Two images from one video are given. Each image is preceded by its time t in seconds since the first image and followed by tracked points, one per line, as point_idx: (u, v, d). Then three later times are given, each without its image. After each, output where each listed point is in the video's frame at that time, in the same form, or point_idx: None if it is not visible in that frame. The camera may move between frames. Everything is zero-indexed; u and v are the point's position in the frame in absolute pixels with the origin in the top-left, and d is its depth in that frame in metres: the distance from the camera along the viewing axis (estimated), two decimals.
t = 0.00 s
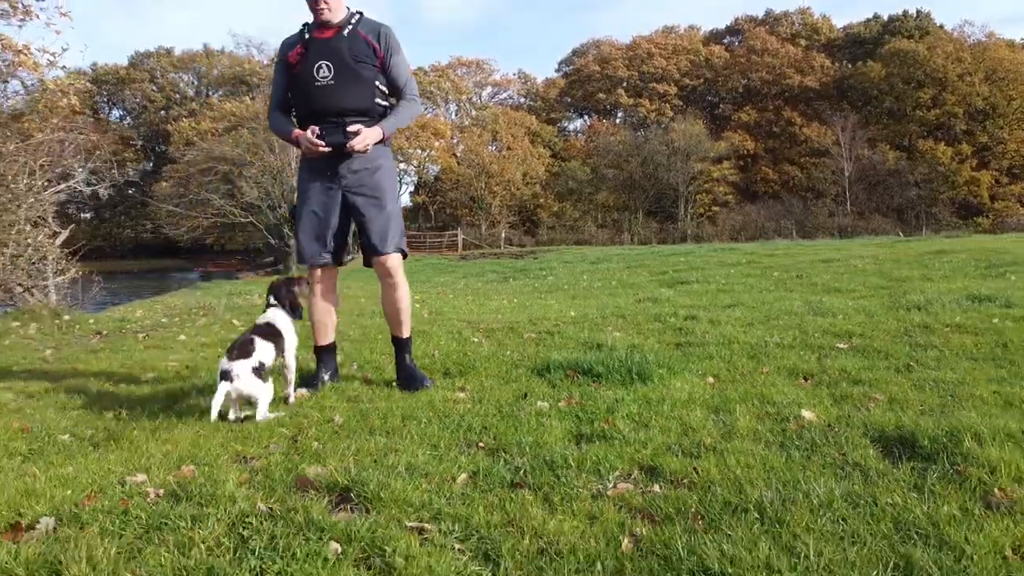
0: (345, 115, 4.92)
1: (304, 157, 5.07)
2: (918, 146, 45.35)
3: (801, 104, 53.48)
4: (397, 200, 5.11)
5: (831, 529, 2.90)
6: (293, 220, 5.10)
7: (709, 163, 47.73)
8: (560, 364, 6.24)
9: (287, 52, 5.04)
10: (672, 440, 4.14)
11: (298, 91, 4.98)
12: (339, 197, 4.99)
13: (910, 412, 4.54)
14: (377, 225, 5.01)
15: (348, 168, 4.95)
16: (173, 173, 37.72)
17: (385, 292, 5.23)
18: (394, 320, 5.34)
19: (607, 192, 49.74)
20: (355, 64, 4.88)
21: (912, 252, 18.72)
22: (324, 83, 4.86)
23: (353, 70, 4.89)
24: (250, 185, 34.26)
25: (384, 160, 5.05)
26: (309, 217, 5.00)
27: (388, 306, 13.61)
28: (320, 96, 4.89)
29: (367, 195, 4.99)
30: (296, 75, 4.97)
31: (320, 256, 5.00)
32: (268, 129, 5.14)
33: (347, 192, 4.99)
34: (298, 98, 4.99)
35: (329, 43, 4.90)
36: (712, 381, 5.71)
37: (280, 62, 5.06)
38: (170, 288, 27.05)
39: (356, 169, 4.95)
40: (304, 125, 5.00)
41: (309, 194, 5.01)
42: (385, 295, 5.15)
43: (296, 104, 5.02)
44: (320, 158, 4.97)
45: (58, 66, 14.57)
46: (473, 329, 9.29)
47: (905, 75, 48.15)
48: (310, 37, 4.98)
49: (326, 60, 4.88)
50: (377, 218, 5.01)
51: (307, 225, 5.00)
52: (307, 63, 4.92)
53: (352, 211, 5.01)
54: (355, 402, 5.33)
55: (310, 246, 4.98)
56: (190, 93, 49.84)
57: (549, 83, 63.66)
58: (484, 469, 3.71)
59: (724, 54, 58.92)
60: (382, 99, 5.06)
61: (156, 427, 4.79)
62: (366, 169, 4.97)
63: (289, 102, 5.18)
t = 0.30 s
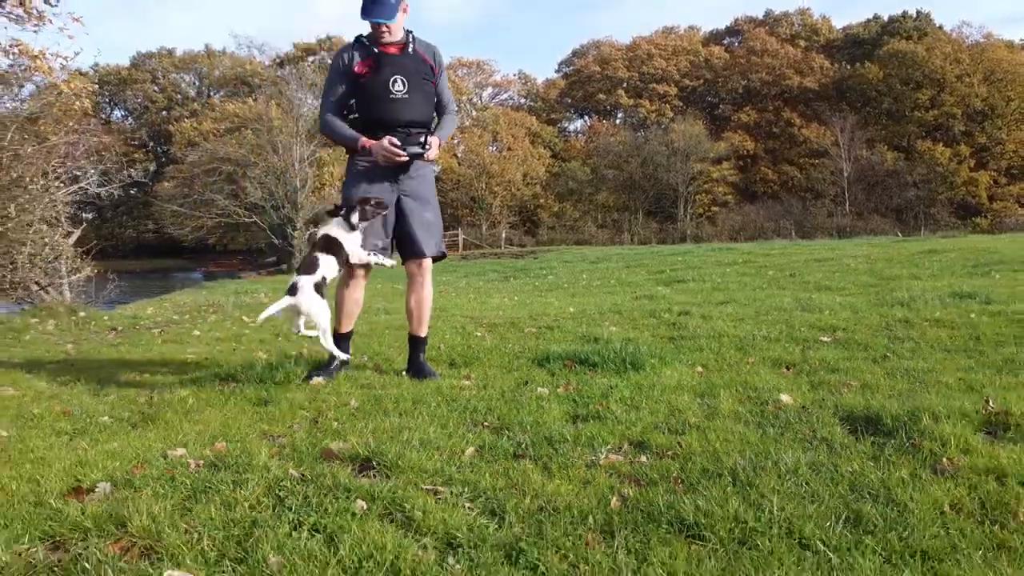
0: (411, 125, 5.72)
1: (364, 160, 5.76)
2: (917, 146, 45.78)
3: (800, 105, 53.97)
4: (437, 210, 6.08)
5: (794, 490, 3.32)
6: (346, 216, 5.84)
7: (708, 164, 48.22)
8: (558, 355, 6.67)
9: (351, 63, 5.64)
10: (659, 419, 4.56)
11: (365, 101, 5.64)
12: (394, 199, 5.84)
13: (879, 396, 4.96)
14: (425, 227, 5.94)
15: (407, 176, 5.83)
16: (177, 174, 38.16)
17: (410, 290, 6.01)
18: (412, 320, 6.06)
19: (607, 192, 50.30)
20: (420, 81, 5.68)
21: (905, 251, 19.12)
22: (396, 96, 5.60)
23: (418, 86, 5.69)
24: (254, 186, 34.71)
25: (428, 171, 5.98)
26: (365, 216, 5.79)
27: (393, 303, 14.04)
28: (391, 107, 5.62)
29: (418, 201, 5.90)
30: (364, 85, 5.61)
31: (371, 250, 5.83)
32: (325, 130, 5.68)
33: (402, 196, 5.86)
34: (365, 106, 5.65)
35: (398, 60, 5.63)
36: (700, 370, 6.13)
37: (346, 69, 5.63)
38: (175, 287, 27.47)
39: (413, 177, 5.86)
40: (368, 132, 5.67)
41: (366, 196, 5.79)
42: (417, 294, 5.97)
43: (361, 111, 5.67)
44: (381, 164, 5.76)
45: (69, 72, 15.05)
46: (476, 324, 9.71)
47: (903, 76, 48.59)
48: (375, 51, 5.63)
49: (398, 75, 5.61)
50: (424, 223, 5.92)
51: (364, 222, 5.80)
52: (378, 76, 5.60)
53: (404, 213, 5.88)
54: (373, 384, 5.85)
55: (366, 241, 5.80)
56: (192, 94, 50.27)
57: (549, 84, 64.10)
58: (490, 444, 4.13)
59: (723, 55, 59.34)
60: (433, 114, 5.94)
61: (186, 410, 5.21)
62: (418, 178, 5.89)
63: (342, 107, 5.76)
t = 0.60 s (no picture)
0: (444, 130, 6.48)
1: (404, 158, 6.29)
2: (915, 147, 46.24)
3: (800, 105, 54.53)
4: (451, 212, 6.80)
5: (766, 457, 3.75)
6: (388, 210, 6.23)
7: (707, 165, 48.74)
8: (558, 347, 7.11)
9: (397, 71, 6.31)
10: (648, 399, 5.01)
11: (410, 104, 6.30)
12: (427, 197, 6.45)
13: (852, 381, 5.40)
14: (448, 225, 6.63)
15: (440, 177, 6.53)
16: (181, 174, 38.63)
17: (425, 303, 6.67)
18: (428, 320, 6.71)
19: (607, 193, 50.87)
20: (453, 93, 6.52)
21: (899, 250, 19.52)
22: (438, 104, 6.38)
23: (452, 98, 6.51)
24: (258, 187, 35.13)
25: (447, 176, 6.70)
26: (407, 210, 6.26)
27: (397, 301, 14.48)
28: (433, 112, 6.36)
29: (443, 201, 6.57)
30: (410, 91, 6.30)
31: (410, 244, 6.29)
32: (371, 127, 6.14)
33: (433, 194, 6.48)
34: (409, 110, 6.30)
35: (437, 73, 6.44)
36: (689, 359, 6.56)
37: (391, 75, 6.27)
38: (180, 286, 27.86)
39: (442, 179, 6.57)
40: (410, 133, 6.28)
41: (407, 192, 6.28)
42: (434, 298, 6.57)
43: (404, 114, 6.29)
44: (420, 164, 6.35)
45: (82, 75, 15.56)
46: (480, 319, 10.15)
47: (903, 77, 48.99)
48: (416, 63, 6.38)
49: (439, 86, 6.41)
50: (447, 221, 6.60)
51: (406, 217, 6.26)
52: (422, 85, 6.34)
53: (433, 210, 6.50)
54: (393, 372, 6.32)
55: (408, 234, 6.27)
56: (194, 95, 50.71)
57: (549, 85, 64.54)
58: (497, 421, 4.57)
59: (723, 56, 59.76)
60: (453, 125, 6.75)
61: (214, 395, 5.65)
62: (443, 182, 6.57)
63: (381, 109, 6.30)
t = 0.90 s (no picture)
0: (457, 136, 6.93)
1: (417, 159, 6.74)
2: (913, 148, 46.66)
3: (799, 106, 54.85)
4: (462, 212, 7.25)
5: (746, 432, 4.18)
6: (400, 209, 6.69)
7: (707, 166, 49.21)
8: (559, 339, 7.56)
9: (415, 78, 6.78)
10: (642, 384, 5.47)
11: (425, 109, 6.76)
12: (437, 197, 6.89)
13: (831, 368, 5.84)
14: (457, 226, 7.08)
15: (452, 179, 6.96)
16: (186, 174, 39.08)
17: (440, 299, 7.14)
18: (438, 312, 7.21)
19: (607, 193, 51.34)
20: (467, 101, 6.98)
21: (892, 250, 19.94)
22: (453, 111, 6.84)
23: (465, 106, 6.97)
24: (262, 188, 35.59)
25: (458, 179, 7.14)
26: (418, 209, 6.72)
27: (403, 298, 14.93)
28: (447, 118, 6.81)
29: (454, 202, 7.03)
30: (426, 97, 6.75)
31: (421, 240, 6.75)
32: (388, 128, 6.58)
33: (444, 195, 6.93)
34: (425, 115, 6.75)
35: (453, 82, 6.92)
36: (682, 350, 7.00)
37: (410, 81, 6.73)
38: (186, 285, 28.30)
39: (454, 182, 7.02)
40: (424, 136, 6.72)
41: (419, 191, 6.73)
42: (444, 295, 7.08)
43: (419, 118, 6.74)
44: (431, 166, 6.80)
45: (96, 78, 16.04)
46: (484, 315, 10.61)
47: (901, 78, 49.43)
48: (435, 72, 6.86)
49: (454, 94, 6.87)
50: (456, 222, 7.07)
51: (416, 216, 6.72)
52: (438, 92, 6.81)
53: (444, 210, 6.96)
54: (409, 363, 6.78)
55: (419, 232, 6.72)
56: (196, 95, 51.14)
57: (549, 86, 64.97)
58: (504, 403, 5.00)
59: (722, 57, 60.16)
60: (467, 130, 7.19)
61: (239, 382, 6.09)
62: (453, 184, 7.02)
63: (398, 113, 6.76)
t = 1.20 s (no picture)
0: (463, 140, 7.36)
1: (424, 163, 7.21)
2: (912, 148, 47.08)
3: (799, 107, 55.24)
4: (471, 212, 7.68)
5: (732, 411, 4.64)
6: (408, 210, 7.18)
7: (706, 167, 49.66)
8: (561, 333, 8.03)
9: (423, 87, 7.26)
10: (638, 371, 5.93)
11: (432, 115, 7.23)
12: (444, 198, 7.34)
13: (816, 357, 6.30)
14: (464, 225, 7.53)
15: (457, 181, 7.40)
16: (190, 175, 39.53)
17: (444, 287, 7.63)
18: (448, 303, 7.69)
19: (607, 194, 51.81)
20: (473, 108, 7.42)
21: (885, 249, 20.41)
22: (458, 116, 7.29)
23: (470, 112, 7.40)
24: (267, 188, 36.04)
25: (465, 182, 7.57)
26: (424, 210, 7.20)
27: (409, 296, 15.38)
28: (452, 124, 7.26)
29: (460, 203, 7.46)
30: (433, 104, 7.22)
31: (427, 240, 7.22)
32: (396, 134, 7.07)
33: (450, 196, 7.37)
34: (432, 121, 7.22)
35: (459, 90, 7.36)
36: (677, 342, 7.47)
37: (419, 90, 7.22)
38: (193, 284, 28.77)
39: (461, 183, 7.45)
40: (430, 141, 7.18)
41: (425, 193, 7.20)
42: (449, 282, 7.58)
43: (426, 123, 7.20)
44: (438, 169, 7.25)
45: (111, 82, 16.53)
46: (488, 311, 11.07)
47: (900, 79, 49.79)
48: (442, 80, 7.32)
49: (459, 101, 7.32)
50: (463, 222, 7.50)
51: (423, 217, 7.19)
52: (444, 99, 7.26)
53: (450, 210, 7.40)
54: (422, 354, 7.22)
55: (424, 232, 7.20)
56: (198, 96, 51.56)
57: (550, 87, 65.42)
58: (513, 388, 5.46)
59: (722, 58, 60.55)
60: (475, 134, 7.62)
61: (264, 371, 6.54)
62: (461, 186, 7.46)
63: (407, 120, 7.24)
